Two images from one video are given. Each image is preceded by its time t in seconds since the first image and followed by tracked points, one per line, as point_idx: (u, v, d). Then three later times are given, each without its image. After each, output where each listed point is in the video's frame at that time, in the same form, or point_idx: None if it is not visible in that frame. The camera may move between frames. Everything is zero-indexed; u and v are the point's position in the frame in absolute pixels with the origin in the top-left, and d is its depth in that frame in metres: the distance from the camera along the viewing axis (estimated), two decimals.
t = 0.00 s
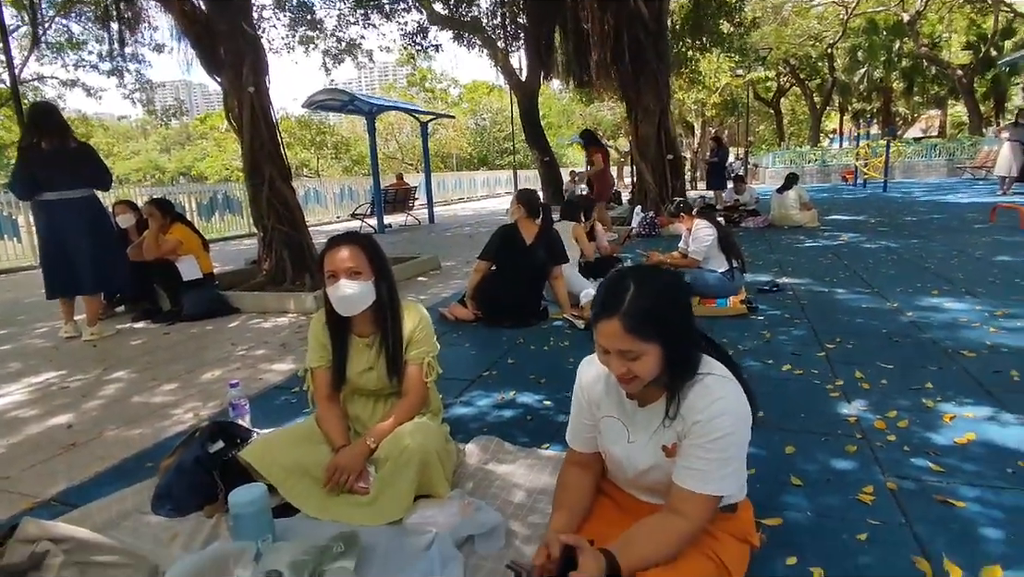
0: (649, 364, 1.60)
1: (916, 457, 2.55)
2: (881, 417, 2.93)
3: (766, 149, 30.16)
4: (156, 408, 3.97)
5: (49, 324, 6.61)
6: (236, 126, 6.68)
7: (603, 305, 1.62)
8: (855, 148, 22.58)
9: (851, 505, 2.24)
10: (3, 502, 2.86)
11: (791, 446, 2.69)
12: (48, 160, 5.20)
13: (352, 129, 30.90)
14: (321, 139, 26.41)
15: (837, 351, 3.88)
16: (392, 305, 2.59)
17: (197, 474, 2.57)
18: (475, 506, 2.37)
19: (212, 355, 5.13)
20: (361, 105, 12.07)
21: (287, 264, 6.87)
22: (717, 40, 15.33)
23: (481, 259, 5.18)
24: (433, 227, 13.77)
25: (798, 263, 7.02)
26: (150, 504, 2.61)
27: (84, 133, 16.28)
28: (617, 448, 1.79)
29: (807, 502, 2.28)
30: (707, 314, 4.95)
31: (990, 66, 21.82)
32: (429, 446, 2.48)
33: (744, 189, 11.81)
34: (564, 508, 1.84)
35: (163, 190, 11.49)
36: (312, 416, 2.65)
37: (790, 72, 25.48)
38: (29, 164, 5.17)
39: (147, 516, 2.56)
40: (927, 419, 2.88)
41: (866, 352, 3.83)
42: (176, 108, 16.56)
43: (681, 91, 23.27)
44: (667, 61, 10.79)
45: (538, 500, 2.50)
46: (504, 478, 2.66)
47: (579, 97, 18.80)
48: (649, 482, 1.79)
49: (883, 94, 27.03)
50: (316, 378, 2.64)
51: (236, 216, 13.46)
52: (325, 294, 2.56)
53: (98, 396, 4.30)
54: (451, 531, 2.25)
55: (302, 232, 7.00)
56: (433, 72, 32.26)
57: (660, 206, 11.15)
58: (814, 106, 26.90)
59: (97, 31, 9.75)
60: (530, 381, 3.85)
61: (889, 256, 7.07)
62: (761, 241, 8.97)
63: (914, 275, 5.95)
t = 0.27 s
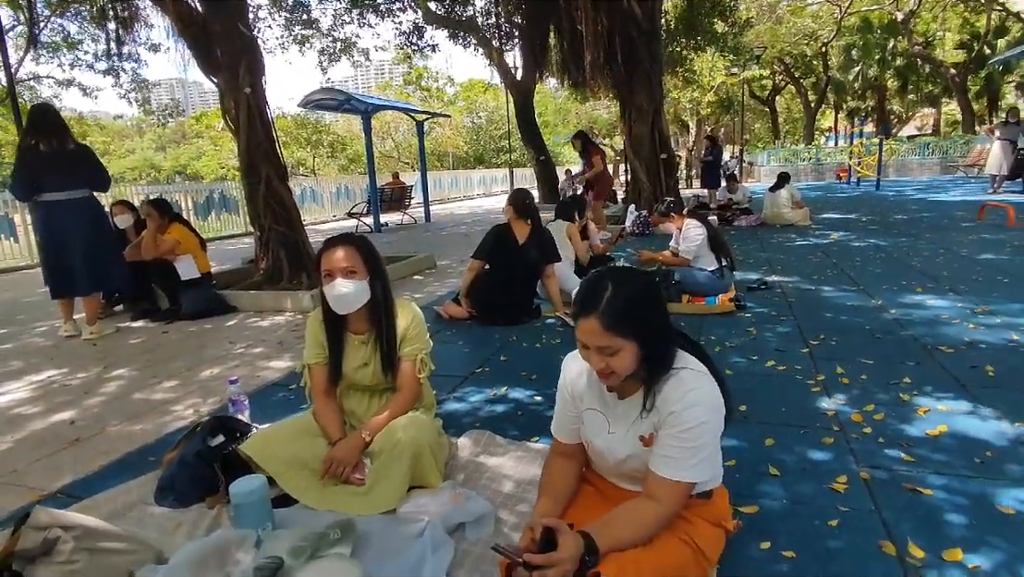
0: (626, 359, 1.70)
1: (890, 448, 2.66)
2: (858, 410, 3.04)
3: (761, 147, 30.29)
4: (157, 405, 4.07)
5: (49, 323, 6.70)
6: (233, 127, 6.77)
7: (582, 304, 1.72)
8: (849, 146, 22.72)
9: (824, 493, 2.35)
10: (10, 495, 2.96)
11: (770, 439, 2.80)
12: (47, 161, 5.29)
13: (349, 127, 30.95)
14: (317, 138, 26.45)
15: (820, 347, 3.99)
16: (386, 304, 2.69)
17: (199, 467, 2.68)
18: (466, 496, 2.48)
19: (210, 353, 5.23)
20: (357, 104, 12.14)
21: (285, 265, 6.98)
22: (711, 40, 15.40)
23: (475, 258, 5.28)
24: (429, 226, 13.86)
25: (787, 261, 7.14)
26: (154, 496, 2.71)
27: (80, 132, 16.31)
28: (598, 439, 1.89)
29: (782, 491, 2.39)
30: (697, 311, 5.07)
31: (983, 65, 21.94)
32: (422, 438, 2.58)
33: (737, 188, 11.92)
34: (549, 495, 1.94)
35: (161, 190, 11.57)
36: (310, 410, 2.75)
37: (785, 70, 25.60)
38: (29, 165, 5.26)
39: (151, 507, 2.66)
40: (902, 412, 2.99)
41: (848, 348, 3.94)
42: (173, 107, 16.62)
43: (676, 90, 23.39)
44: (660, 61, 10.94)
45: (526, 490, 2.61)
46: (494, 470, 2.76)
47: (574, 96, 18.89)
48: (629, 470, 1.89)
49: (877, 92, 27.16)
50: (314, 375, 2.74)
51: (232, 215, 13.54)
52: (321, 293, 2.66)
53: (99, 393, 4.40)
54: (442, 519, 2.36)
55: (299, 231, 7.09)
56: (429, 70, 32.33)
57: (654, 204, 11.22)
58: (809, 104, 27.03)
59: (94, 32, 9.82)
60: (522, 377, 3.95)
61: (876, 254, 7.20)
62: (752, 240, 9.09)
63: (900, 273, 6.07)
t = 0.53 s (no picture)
0: (609, 348, 1.80)
1: (867, 435, 2.76)
2: (838, 400, 3.15)
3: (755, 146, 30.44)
4: (158, 399, 4.17)
5: (48, 321, 6.77)
6: (230, 126, 6.84)
7: (568, 297, 1.81)
8: (842, 145, 22.86)
9: (802, 478, 2.46)
10: (18, 485, 3.05)
11: (753, 428, 2.90)
12: (45, 160, 5.37)
13: (344, 126, 30.99)
14: (313, 137, 26.49)
15: (805, 341, 4.10)
16: (382, 299, 2.79)
17: (201, 456, 2.77)
18: (459, 482, 2.58)
19: (209, 350, 5.32)
20: (352, 103, 12.22)
21: (281, 263, 7.07)
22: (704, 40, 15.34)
23: (469, 255, 5.40)
24: (425, 225, 13.94)
25: (777, 258, 7.26)
26: (158, 484, 2.80)
27: (76, 131, 16.34)
28: (583, 424, 2.00)
29: (762, 476, 2.50)
30: (688, 307, 5.21)
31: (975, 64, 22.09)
32: (416, 428, 2.69)
33: (730, 186, 12.03)
34: (538, 478, 2.04)
35: (157, 189, 11.63)
36: (308, 402, 2.84)
37: (779, 69, 25.73)
38: (27, 164, 5.34)
39: (156, 495, 2.76)
40: (881, 402, 3.10)
41: (832, 342, 4.05)
42: (169, 106, 16.66)
43: (670, 88, 23.51)
44: (654, 61, 11.06)
45: (518, 476, 2.71)
46: (487, 458, 2.86)
47: (569, 95, 18.99)
48: (612, 454, 1.99)
49: (870, 91, 27.32)
50: (312, 367, 2.83)
51: (228, 214, 13.60)
52: (319, 288, 2.75)
53: (101, 388, 4.49)
54: (435, 503, 2.46)
55: (296, 230, 7.18)
56: (424, 69, 32.39)
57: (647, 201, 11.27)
58: (803, 103, 27.17)
59: (90, 31, 9.88)
60: (515, 371, 4.05)
61: (864, 251, 7.32)
62: (744, 237, 9.21)
63: (886, 270, 6.19)
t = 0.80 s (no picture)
0: (601, 338, 1.87)
1: (851, 425, 2.84)
2: (825, 392, 3.23)
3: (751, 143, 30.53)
4: (159, 394, 4.23)
5: (47, 319, 6.83)
6: (227, 125, 6.89)
7: (561, 289, 1.88)
8: (836, 142, 22.97)
9: (787, 466, 2.54)
10: (24, 477, 3.12)
11: (742, 418, 2.98)
12: (43, 158, 5.43)
13: (340, 124, 31.00)
14: (309, 135, 26.50)
15: (794, 335, 4.18)
16: (379, 294, 2.86)
17: (204, 447, 2.84)
18: (456, 472, 2.66)
19: (209, 346, 5.38)
20: (348, 101, 12.27)
21: (279, 261, 7.13)
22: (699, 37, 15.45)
23: (465, 252, 5.45)
24: (421, 223, 14.00)
25: (770, 255, 7.34)
26: (162, 475, 2.87)
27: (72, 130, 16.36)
28: (575, 412, 2.07)
29: (749, 464, 2.58)
30: (682, 303, 5.19)
31: (969, 61, 22.19)
32: (414, 419, 2.76)
33: (724, 183, 12.11)
34: (531, 464, 2.12)
35: (153, 187, 11.67)
36: (308, 395, 2.91)
37: (774, 66, 25.81)
38: (25, 162, 5.41)
39: (160, 486, 2.83)
40: (866, 392, 3.19)
41: (821, 336, 4.14)
42: (164, 104, 16.68)
43: (665, 86, 23.58)
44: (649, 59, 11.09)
45: (513, 466, 2.79)
46: (483, 449, 2.94)
47: (565, 93, 19.04)
48: (603, 441, 2.07)
49: (865, 88, 27.43)
50: (312, 361, 2.90)
51: (225, 213, 13.64)
52: (318, 283, 2.82)
53: (102, 384, 4.55)
54: (432, 491, 2.54)
55: (293, 228, 7.24)
56: (420, 67, 32.40)
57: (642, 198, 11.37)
58: (798, 100, 27.26)
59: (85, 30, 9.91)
60: (510, 365, 4.13)
61: (856, 247, 7.41)
62: (738, 234, 9.30)
63: (876, 265, 6.27)
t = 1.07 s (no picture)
0: (598, 334, 1.91)
1: (844, 419, 2.89)
2: (819, 387, 3.28)
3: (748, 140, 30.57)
4: (159, 392, 4.27)
5: (47, 318, 6.85)
6: (225, 124, 6.92)
7: (559, 285, 1.92)
8: (833, 139, 23.01)
9: (781, 459, 2.58)
10: (28, 474, 3.15)
11: (737, 412, 3.03)
12: (43, 158, 5.46)
13: (337, 122, 31.01)
14: (307, 133, 26.51)
15: (789, 331, 4.23)
16: (378, 291, 2.90)
17: (206, 443, 2.89)
18: (456, 466, 2.71)
19: (209, 344, 5.42)
20: (345, 100, 12.29)
21: (277, 260, 7.16)
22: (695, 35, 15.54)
23: (463, 250, 5.48)
24: (419, 221, 14.03)
25: (766, 252, 7.39)
26: (164, 472, 2.91)
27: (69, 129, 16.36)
28: (572, 406, 2.11)
29: (742, 457, 2.62)
30: (679, 299, 5.32)
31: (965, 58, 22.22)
32: (413, 415, 2.80)
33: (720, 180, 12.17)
34: (529, 458, 2.16)
35: (151, 186, 11.69)
36: (308, 391, 2.94)
37: (771, 64, 25.86)
38: (25, 161, 5.43)
39: (163, 481, 2.86)
40: (859, 387, 3.23)
41: (815, 332, 4.18)
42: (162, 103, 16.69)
43: (662, 84, 23.63)
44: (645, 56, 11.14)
45: (511, 460, 2.83)
46: (481, 444, 2.98)
47: (562, 91, 19.06)
48: (599, 434, 2.11)
49: (861, 85, 27.48)
50: (312, 357, 2.94)
51: (223, 211, 13.66)
52: (318, 279, 2.85)
53: (102, 382, 4.58)
54: (431, 486, 2.58)
55: (291, 227, 7.27)
56: (417, 65, 32.40)
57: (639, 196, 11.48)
58: (795, 97, 27.31)
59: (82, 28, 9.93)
60: (508, 361, 4.17)
61: (851, 244, 7.46)
62: (734, 231, 9.34)
63: (871, 262, 6.32)
